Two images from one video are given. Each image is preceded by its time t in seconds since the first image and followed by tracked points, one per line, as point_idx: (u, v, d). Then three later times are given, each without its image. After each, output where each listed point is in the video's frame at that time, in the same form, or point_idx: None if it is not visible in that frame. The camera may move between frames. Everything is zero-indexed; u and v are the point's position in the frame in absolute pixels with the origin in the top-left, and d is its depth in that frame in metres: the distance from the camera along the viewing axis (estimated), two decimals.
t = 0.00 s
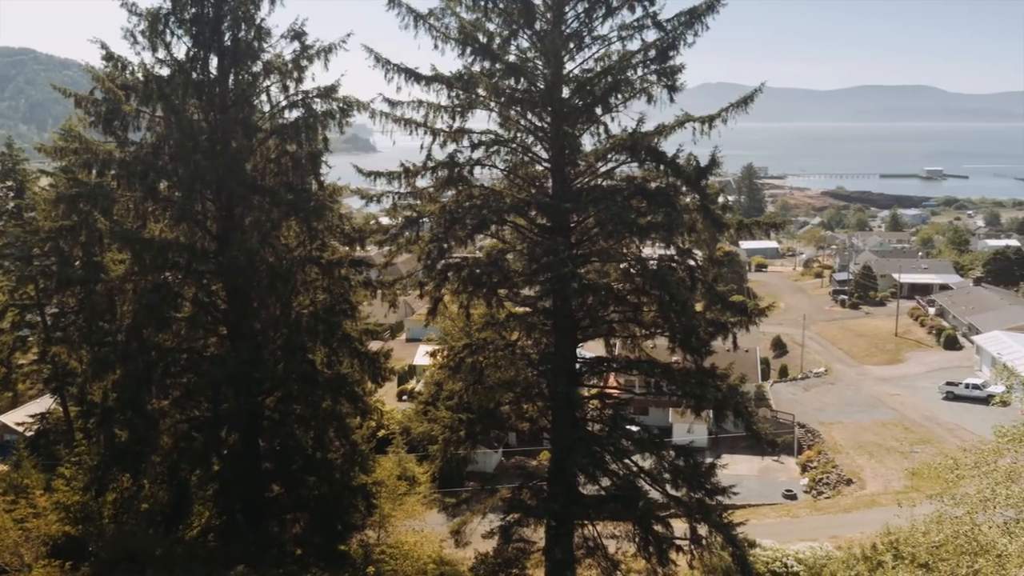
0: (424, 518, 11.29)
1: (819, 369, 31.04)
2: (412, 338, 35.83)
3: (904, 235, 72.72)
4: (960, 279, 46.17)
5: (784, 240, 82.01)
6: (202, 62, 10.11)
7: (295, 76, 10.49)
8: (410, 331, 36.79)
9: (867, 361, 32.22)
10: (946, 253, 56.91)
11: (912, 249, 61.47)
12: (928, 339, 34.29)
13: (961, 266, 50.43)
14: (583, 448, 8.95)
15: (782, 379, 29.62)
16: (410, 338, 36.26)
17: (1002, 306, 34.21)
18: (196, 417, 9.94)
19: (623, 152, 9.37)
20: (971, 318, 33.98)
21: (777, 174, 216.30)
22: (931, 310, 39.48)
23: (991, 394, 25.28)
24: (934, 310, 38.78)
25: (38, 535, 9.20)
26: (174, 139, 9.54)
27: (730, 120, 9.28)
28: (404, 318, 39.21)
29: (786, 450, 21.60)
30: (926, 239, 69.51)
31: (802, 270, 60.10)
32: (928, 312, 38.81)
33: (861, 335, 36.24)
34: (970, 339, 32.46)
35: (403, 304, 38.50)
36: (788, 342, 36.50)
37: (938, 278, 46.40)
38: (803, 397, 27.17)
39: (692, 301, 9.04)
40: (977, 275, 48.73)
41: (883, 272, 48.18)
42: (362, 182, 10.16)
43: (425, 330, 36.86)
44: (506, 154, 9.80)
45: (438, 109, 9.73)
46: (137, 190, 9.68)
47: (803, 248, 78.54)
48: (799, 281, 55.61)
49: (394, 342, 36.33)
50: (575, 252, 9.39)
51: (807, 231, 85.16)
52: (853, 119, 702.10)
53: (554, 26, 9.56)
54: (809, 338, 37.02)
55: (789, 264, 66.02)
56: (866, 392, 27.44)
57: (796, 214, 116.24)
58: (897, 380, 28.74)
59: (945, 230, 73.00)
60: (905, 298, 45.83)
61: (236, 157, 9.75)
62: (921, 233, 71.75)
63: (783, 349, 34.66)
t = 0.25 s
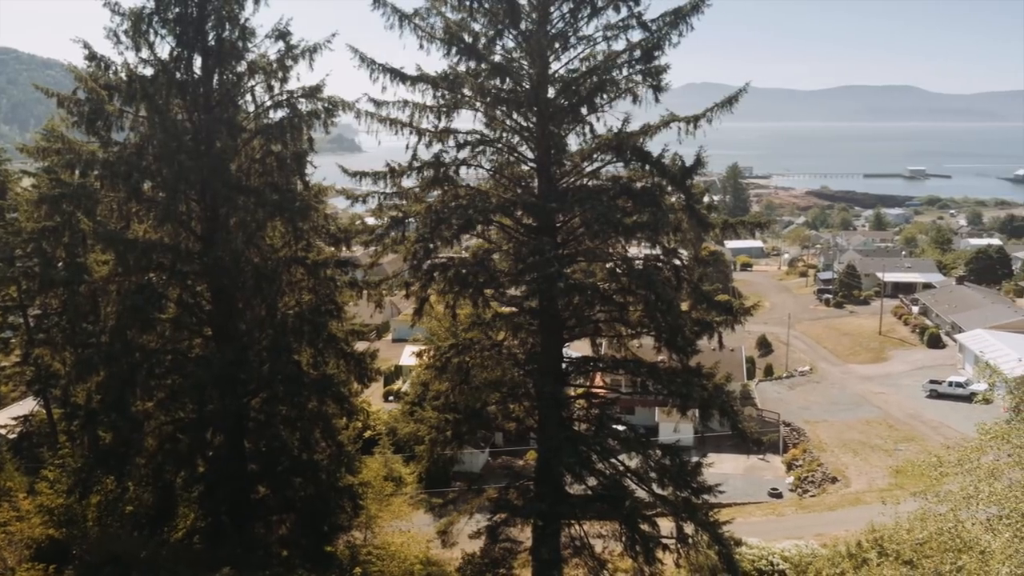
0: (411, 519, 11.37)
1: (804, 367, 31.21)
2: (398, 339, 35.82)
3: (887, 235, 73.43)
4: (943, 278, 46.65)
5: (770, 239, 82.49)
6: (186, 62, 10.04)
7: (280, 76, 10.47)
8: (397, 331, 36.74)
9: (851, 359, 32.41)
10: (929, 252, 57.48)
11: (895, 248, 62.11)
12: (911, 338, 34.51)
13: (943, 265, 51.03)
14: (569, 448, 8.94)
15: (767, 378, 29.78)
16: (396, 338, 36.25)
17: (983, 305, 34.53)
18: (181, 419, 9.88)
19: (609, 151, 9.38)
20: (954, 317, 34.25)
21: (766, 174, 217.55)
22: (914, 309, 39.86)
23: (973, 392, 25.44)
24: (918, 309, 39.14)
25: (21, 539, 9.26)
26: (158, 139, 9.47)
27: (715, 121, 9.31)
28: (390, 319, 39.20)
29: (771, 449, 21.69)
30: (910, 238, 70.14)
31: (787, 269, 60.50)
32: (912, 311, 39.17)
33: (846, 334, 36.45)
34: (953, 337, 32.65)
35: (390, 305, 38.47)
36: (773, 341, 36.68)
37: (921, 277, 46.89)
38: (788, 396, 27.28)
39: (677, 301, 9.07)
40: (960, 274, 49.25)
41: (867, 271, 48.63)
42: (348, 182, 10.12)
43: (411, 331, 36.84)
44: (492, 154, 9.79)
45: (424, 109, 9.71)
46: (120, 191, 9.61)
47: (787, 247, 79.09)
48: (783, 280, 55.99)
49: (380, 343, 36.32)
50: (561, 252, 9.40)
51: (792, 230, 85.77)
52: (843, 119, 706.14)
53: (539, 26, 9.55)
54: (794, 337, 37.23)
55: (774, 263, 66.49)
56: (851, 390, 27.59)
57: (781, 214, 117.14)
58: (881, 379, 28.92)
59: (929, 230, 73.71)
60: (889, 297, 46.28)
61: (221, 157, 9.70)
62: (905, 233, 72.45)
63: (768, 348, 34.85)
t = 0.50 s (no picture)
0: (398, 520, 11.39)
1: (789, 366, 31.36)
2: (385, 338, 35.76)
3: (872, 234, 74.05)
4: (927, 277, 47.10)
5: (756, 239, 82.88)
6: (171, 61, 9.97)
7: (265, 76, 10.44)
8: (383, 332, 36.62)
9: (836, 358, 32.58)
10: (913, 252, 58.00)
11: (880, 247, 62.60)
12: (895, 336, 34.72)
13: (926, 263, 51.52)
14: (556, 448, 8.94)
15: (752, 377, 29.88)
16: (383, 339, 36.18)
17: (967, 303, 34.81)
18: (167, 420, 9.86)
19: (595, 151, 9.40)
20: (937, 315, 34.50)
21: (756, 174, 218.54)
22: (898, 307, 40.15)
23: (957, 390, 25.59)
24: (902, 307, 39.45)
25: (4, 542, 9.00)
26: (142, 139, 9.41)
27: (700, 121, 9.34)
28: (376, 319, 39.15)
29: (757, 448, 21.76)
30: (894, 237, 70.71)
31: (773, 269, 60.79)
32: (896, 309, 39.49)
33: (831, 333, 36.63)
34: (937, 335, 32.83)
35: (375, 305, 38.35)
36: (758, 340, 36.82)
37: (905, 275, 47.33)
38: (773, 395, 27.36)
39: (664, 300, 9.08)
40: (943, 273, 49.75)
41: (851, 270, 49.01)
42: (334, 182, 10.09)
43: (398, 331, 36.76)
44: (478, 154, 9.79)
45: (410, 109, 9.70)
46: (104, 191, 9.56)
47: (773, 247, 79.49)
48: (768, 279, 56.22)
49: (367, 343, 36.26)
50: (547, 252, 9.42)
51: (779, 230, 86.23)
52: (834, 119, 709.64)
53: (525, 26, 9.55)
54: (780, 336, 37.40)
55: (759, 262, 66.85)
56: (836, 389, 27.71)
57: (767, 213, 117.79)
58: (865, 377, 29.10)
59: (912, 229, 74.40)
60: (873, 296, 46.66)
61: (205, 157, 9.64)
62: (889, 232, 73.07)
63: (753, 347, 35.00)
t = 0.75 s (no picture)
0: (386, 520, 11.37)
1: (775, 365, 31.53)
2: (371, 339, 35.71)
3: (856, 234, 74.63)
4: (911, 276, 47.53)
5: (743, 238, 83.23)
6: (156, 61, 9.92)
7: (251, 76, 10.40)
8: (370, 332, 36.60)
9: (821, 357, 32.75)
10: (898, 251, 58.49)
11: (865, 246, 63.09)
12: (880, 335, 34.93)
13: (911, 263, 51.97)
14: (544, 447, 8.95)
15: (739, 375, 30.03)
16: (370, 339, 36.10)
17: (951, 302, 35.10)
18: (152, 422, 9.84)
19: (582, 151, 9.42)
20: (922, 315, 34.66)
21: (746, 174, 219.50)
22: (883, 306, 40.45)
23: (942, 388, 25.77)
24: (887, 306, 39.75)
25: None
26: (127, 140, 9.35)
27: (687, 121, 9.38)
28: (363, 320, 39.10)
29: (744, 447, 21.85)
30: (878, 236, 71.25)
31: (759, 268, 61.15)
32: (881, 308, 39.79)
33: (816, 332, 36.76)
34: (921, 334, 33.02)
35: (362, 305, 38.37)
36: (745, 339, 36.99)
37: (890, 275, 47.72)
38: (760, 394, 27.43)
39: (651, 300, 9.10)
40: (927, 271, 50.21)
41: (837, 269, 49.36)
42: (320, 182, 10.10)
43: (385, 331, 36.76)
44: (465, 154, 9.79)
45: (396, 109, 9.68)
46: (89, 192, 9.51)
47: (759, 246, 79.93)
48: (755, 278, 56.52)
49: (353, 343, 36.18)
50: (533, 252, 9.45)
51: (765, 229, 86.78)
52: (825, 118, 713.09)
53: (511, 27, 9.56)
54: (766, 335, 37.51)
55: (746, 262, 67.19)
56: (822, 388, 27.84)
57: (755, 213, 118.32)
58: (851, 375, 29.27)
59: (896, 228, 75.02)
60: (858, 295, 47.02)
61: (191, 157, 9.61)
62: (873, 232, 73.66)
63: (740, 347, 35.18)
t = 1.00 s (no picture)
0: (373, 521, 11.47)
1: (762, 364, 31.68)
2: (359, 339, 35.60)
3: (842, 233, 75.09)
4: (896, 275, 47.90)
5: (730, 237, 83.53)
6: (140, 61, 9.85)
7: (236, 76, 10.36)
8: (357, 333, 36.51)
9: (806, 356, 32.85)
10: (883, 250, 58.90)
11: (851, 245, 63.54)
12: (866, 334, 35.11)
13: (896, 262, 52.42)
14: (531, 447, 8.99)
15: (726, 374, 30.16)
16: (357, 339, 36.00)
17: (935, 300, 35.36)
18: (138, 423, 9.79)
19: (569, 151, 9.43)
20: (907, 314, 34.84)
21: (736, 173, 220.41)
22: (869, 304, 40.74)
23: (926, 386, 26.02)
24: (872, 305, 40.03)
25: None
26: (111, 140, 9.28)
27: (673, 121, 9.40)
28: (350, 319, 39.00)
29: (731, 446, 21.89)
30: (863, 235, 71.70)
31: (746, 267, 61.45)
32: (866, 306, 40.09)
33: (803, 331, 36.87)
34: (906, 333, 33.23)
35: (349, 306, 38.28)
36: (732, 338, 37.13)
37: (876, 274, 48.09)
38: (747, 393, 27.53)
39: (638, 299, 9.12)
40: (912, 270, 50.62)
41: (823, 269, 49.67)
42: (307, 183, 10.09)
43: (372, 332, 36.67)
44: (452, 154, 9.77)
45: (383, 109, 9.66)
46: (73, 192, 9.44)
47: (744, 246, 80.33)
48: (741, 278, 56.77)
49: (340, 344, 36.06)
50: (521, 252, 9.45)
51: (751, 229, 87.26)
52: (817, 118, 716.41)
53: (498, 27, 9.56)
54: (752, 334, 37.61)
55: (733, 261, 67.50)
56: (808, 387, 27.94)
57: (743, 212, 118.81)
58: (837, 374, 29.43)
59: (881, 228, 75.55)
60: (843, 294, 47.36)
61: (176, 157, 9.56)
62: (857, 231, 74.16)
63: (727, 346, 35.34)
